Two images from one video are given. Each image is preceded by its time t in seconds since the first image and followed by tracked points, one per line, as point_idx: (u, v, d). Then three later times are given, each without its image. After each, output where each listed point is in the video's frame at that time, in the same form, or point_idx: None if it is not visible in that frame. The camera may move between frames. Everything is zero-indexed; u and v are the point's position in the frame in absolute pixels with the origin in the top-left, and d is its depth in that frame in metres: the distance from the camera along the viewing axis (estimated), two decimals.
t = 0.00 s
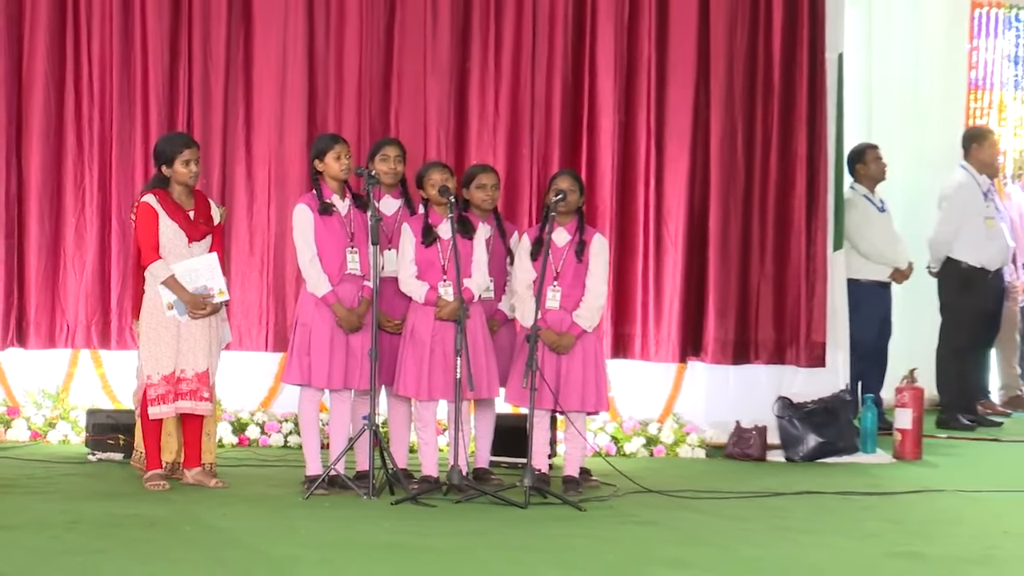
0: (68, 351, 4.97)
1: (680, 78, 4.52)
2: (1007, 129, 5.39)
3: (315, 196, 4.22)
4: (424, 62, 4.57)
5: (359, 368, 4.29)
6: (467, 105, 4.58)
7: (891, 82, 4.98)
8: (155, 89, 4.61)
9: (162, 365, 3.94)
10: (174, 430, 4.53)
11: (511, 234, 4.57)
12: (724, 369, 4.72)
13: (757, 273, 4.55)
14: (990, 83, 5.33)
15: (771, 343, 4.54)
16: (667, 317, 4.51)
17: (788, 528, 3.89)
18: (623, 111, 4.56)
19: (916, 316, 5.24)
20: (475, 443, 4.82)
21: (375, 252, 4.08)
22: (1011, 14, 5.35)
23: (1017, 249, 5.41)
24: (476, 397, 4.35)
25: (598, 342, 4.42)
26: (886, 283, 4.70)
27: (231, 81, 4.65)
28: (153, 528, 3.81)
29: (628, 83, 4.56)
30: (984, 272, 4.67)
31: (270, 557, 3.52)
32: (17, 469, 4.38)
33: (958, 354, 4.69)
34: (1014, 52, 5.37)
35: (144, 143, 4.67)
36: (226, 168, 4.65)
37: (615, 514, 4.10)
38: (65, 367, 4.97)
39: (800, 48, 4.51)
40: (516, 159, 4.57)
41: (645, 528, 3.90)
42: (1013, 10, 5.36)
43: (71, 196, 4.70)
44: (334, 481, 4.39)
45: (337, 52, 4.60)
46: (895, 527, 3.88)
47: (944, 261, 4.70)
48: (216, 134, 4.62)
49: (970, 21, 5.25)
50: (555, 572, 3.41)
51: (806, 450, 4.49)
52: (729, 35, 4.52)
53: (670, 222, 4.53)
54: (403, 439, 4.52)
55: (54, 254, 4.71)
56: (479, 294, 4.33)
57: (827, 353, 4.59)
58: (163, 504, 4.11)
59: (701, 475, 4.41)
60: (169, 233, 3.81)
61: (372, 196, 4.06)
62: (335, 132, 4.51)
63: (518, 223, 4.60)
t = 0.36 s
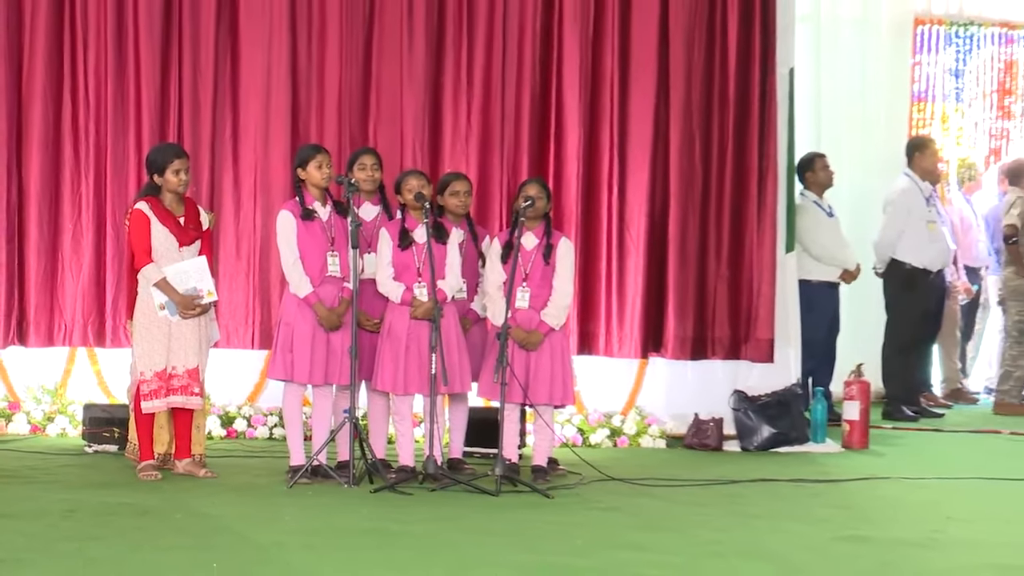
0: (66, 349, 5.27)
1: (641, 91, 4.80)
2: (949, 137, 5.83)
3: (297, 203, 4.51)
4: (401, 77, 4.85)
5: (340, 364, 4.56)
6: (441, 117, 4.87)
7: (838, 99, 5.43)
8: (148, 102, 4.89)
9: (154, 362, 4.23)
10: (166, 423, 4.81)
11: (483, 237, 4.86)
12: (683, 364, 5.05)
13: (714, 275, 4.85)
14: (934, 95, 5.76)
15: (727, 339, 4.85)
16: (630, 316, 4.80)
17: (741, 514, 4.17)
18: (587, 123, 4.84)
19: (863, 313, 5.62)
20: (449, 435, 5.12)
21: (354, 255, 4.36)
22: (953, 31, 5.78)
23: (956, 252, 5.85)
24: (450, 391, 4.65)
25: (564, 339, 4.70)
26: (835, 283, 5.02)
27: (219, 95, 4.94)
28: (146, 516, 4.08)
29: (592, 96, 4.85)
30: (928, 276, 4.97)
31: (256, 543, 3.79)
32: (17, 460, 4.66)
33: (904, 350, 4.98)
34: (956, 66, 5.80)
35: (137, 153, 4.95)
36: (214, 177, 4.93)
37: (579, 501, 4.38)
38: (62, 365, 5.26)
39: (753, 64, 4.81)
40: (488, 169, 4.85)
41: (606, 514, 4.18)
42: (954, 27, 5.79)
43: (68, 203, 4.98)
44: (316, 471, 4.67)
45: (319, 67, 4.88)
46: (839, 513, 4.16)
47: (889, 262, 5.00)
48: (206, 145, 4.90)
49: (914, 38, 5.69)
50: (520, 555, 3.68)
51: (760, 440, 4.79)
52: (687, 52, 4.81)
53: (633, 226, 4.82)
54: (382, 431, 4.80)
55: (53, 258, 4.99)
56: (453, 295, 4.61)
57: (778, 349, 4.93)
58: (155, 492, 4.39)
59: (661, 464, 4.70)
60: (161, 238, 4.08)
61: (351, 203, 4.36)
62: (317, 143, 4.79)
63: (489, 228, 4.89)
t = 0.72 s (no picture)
0: (46, 349, 5.58)
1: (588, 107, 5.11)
2: (879, 148, 6.24)
3: (264, 211, 4.80)
4: (362, 93, 5.16)
5: (305, 363, 4.85)
6: (401, 131, 5.17)
7: (775, 107, 5.81)
8: (123, 118, 5.18)
9: (130, 361, 4.52)
10: (142, 419, 5.09)
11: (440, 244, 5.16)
12: (629, 364, 5.39)
13: (658, 280, 5.16)
14: (863, 109, 6.19)
15: (671, 339, 5.16)
16: (579, 317, 5.10)
17: (681, 503, 4.47)
18: (538, 137, 5.15)
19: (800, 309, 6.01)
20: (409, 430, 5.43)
21: (319, 260, 4.64)
22: (881, 49, 6.20)
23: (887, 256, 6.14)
24: (410, 388, 4.94)
25: (517, 339, 4.99)
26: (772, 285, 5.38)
27: (192, 110, 5.24)
28: (122, 506, 4.35)
29: (543, 110, 5.15)
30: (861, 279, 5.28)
31: (227, 531, 4.07)
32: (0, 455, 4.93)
33: (837, 348, 5.31)
34: (884, 82, 6.22)
35: (114, 165, 5.24)
36: (187, 188, 5.23)
37: (529, 491, 4.67)
38: (43, 364, 5.57)
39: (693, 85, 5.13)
40: (444, 179, 5.16)
41: (555, 503, 4.48)
42: (882, 45, 6.20)
43: (49, 213, 5.26)
44: (284, 464, 4.95)
45: (285, 84, 5.18)
46: (773, 502, 4.46)
47: (821, 265, 5.30)
48: (179, 158, 5.20)
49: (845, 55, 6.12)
50: (472, 542, 3.97)
51: (702, 434, 5.10)
52: (632, 70, 5.11)
53: (581, 232, 5.11)
54: (346, 427, 5.10)
55: (35, 265, 5.28)
56: (412, 298, 4.89)
57: (717, 349, 5.26)
58: (131, 484, 4.66)
59: (608, 457, 5.00)
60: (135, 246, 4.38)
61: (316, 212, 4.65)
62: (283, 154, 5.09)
63: (446, 235, 5.19)
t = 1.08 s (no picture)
0: (40, 353, 5.88)
1: (551, 123, 5.43)
2: (824, 160, 6.79)
3: (246, 221, 5.10)
4: (339, 110, 5.47)
5: (285, 365, 5.16)
6: (375, 148, 5.48)
7: (728, 123, 6.28)
8: (114, 133, 5.50)
9: (119, 364, 4.83)
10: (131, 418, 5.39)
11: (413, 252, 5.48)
12: (591, 365, 5.70)
13: (618, 286, 5.48)
14: (810, 124, 6.71)
15: (630, 341, 5.47)
16: (544, 320, 5.41)
17: (638, 496, 4.78)
18: (505, 151, 5.47)
19: (755, 313, 6.34)
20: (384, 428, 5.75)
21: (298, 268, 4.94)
22: (826, 68, 6.74)
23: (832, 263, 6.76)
24: (385, 388, 5.23)
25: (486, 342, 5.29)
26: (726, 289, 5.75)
27: (178, 127, 5.55)
28: (113, 500, 4.65)
29: (509, 126, 5.47)
30: (806, 285, 5.64)
31: (213, 524, 4.37)
32: None
33: (787, 350, 5.64)
34: (829, 98, 6.75)
35: (104, 178, 5.55)
36: (174, 199, 5.54)
37: (496, 484, 4.99)
38: (38, 366, 5.87)
39: (651, 103, 5.46)
40: (416, 191, 5.47)
41: (519, 496, 4.78)
42: (828, 64, 6.74)
43: (43, 224, 5.57)
44: (266, 460, 5.26)
45: (265, 102, 5.49)
46: (725, 496, 4.77)
47: (772, 272, 5.62)
48: (166, 171, 5.51)
49: (793, 74, 6.66)
50: (441, 533, 4.28)
51: (659, 430, 5.42)
52: (593, 89, 5.44)
53: (546, 240, 5.43)
54: (324, 424, 5.41)
55: (30, 272, 5.58)
56: (387, 303, 5.19)
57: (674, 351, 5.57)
58: (121, 479, 4.96)
59: (572, 453, 5.31)
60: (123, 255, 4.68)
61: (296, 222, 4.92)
62: (264, 167, 5.40)
63: (418, 243, 5.50)
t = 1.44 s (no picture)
0: (41, 352, 6.21)
1: (524, 138, 5.77)
2: (780, 174, 7.12)
3: (235, 230, 5.41)
4: (323, 125, 5.79)
5: (272, 365, 5.48)
6: (357, 158, 5.81)
7: (690, 133, 6.61)
8: (111, 145, 5.82)
9: (113, 364, 5.15)
10: (126, 415, 5.71)
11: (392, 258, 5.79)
12: (560, 366, 6.04)
13: (586, 294, 5.82)
14: (768, 139, 7.05)
15: (598, 343, 5.82)
16: (515, 324, 5.74)
17: (602, 489, 5.11)
18: (479, 164, 5.80)
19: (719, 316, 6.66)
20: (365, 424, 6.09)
21: (285, 274, 5.24)
22: (783, 86, 7.05)
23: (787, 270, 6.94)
24: (366, 387, 5.54)
25: (461, 343, 5.61)
26: (690, 294, 6.10)
27: (172, 139, 5.87)
28: (110, 492, 4.96)
29: (484, 140, 5.81)
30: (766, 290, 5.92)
31: (204, 515, 4.68)
32: None
33: (746, 350, 5.98)
34: (785, 115, 7.07)
35: (101, 188, 5.87)
36: (167, 208, 5.87)
37: (469, 478, 5.31)
38: (38, 365, 6.20)
39: (618, 123, 5.79)
40: (396, 201, 5.80)
41: (491, 489, 5.11)
42: (784, 83, 7.06)
43: (43, 230, 5.89)
44: (253, 454, 5.58)
45: (254, 116, 5.82)
46: (683, 489, 5.10)
47: (731, 278, 5.94)
48: (160, 181, 5.83)
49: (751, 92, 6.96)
50: (417, 524, 4.60)
51: (625, 427, 5.75)
52: (564, 107, 5.78)
53: (518, 249, 5.76)
54: (309, 421, 5.74)
55: (30, 277, 5.90)
56: (368, 307, 5.51)
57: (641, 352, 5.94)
58: (117, 473, 5.28)
59: (542, 448, 5.64)
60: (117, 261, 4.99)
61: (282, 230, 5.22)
62: (252, 179, 5.73)
63: (398, 250, 5.83)
